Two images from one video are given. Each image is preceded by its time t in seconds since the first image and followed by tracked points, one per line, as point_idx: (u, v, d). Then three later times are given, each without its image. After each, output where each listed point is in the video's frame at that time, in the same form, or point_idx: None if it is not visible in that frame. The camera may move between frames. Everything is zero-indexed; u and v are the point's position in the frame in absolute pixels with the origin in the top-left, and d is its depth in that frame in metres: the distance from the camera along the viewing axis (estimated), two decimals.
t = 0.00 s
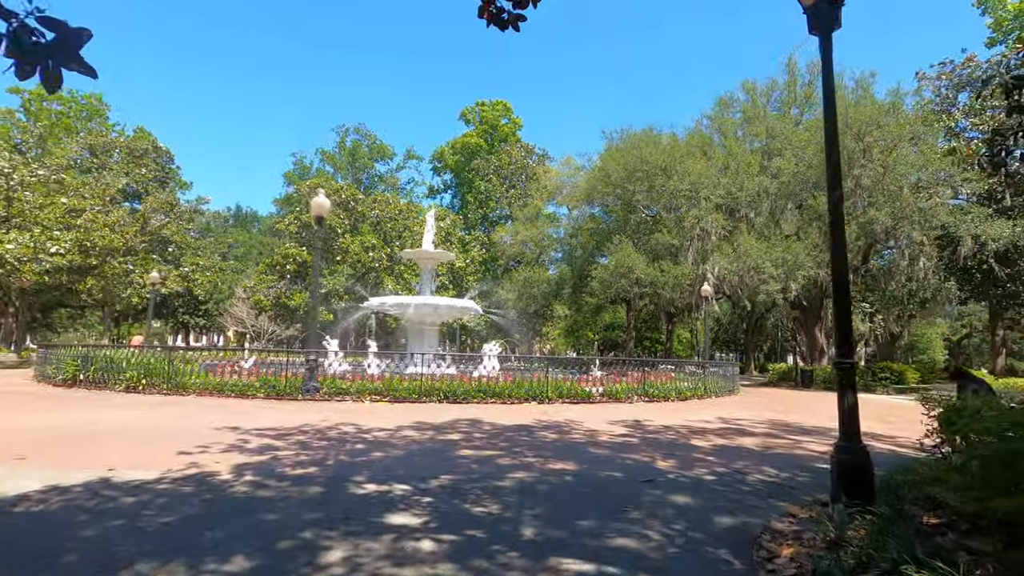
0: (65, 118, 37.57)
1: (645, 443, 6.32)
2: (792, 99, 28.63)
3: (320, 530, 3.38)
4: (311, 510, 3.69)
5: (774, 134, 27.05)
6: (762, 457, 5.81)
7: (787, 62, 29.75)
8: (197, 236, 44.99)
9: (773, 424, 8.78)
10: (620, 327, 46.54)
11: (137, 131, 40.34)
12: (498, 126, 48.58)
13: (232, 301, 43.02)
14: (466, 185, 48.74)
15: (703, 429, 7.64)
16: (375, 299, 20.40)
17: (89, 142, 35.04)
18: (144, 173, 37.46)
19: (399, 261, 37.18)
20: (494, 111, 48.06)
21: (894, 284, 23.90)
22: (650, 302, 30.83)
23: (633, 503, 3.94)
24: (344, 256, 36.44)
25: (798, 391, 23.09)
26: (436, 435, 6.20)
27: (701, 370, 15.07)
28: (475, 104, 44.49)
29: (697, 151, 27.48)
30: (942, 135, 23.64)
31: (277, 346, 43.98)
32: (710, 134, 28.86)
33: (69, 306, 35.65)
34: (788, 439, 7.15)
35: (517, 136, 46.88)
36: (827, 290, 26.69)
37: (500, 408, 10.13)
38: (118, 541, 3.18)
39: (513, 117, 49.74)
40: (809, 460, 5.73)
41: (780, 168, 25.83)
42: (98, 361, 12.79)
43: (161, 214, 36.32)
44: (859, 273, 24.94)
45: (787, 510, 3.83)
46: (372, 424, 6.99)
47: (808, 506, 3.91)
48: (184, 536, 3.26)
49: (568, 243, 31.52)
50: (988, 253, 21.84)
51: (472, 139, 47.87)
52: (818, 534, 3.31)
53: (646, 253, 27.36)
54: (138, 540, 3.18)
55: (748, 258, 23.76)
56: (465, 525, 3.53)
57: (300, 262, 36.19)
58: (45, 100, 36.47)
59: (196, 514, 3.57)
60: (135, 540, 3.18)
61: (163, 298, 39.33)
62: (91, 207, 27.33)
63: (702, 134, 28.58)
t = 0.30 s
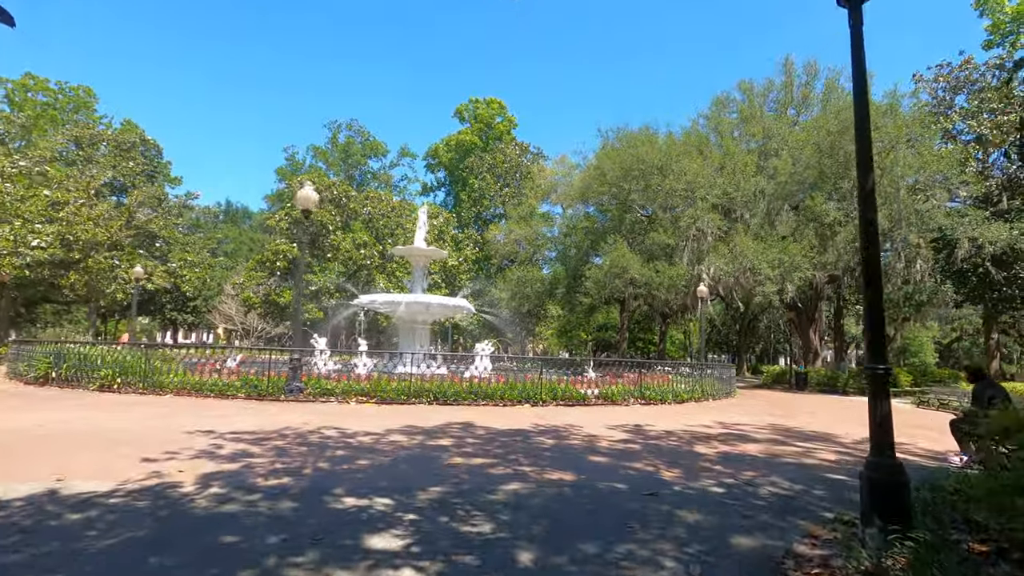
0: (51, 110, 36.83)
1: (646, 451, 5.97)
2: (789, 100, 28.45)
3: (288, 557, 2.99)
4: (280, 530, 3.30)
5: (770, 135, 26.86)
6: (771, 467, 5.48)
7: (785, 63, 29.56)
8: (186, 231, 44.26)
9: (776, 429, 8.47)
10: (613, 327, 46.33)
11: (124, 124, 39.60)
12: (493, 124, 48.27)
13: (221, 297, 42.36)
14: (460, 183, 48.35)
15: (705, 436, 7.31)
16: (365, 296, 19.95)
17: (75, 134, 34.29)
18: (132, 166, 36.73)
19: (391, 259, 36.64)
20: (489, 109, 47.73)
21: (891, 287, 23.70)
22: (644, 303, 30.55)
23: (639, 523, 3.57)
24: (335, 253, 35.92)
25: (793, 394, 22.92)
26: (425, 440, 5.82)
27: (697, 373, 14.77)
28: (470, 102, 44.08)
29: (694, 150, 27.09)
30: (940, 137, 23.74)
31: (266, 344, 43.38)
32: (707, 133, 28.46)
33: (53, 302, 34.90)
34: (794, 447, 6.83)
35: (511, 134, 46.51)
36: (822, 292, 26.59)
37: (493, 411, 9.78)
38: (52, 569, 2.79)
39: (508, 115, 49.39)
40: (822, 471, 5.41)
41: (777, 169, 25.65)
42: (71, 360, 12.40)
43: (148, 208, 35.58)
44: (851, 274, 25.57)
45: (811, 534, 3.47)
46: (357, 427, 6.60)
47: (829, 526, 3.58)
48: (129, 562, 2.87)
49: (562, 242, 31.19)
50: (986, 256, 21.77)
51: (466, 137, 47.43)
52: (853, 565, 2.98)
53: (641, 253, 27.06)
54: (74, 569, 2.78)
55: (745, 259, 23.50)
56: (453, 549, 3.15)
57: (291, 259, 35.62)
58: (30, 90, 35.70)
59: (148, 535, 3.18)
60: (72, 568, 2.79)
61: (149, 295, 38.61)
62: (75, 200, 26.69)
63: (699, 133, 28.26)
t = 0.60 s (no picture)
0: (43, 104, 36.33)
1: (651, 460, 5.63)
2: (790, 98, 28.18)
3: None
4: (247, 556, 2.95)
5: (771, 134, 26.61)
6: (786, 477, 5.14)
7: (786, 61, 29.28)
8: (180, 228, 43.79)
9: (784, 433, 8.14)
10: (611, 327, 46.07)
11: (118, 119, 39.10)
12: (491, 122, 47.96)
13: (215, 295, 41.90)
14: (457, 181, 48.02)
15: (711, 441, 6.97)
16: (359, 294, 19.57)
17: (67, 128, 33.77)
18: (124, 161, 36.22)
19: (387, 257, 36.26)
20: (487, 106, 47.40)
21: (894, 287, 23.36)
22: (643, 303, 30.26)
23: (649, 546, 3.23)
24: (331, 251, 35.56)
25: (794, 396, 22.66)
26: (416, 445, 5.47)
27: (698, 373, 14.43)
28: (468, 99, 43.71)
29: (695, 147, 26.72)
30: (944, 135, 23.36)
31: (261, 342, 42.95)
32: (707, 131, 28.17)
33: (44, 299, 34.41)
34: (805, 453, 6.50)
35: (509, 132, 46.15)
36: (822, 292, 26.35)
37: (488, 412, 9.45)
38: None
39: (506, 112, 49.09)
40: (841, 481, 5.08)
41: (778, 167, 25.38)
42: (48, 358, 12.11)
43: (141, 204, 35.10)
44: (851, 275, 25.43)
45: (841, 558, 3.14)
46: (344, 431, 6.24)
47: (860, 549, 3.25)
48: None
49: (560, 241, 30.88)
50: (990, 257, 21.48)
51: (464, 135, 47.06)
52: None
53: (640, 252, 26.73)
54: None
55: (745, 258, 23.18)
56: None
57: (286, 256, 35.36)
58: (21, 83, 35.17)
59: (97, 563, 2.83)
60: None
61: (142, 292, 38.09)
62: (64, 194, 26.22)
63: (700, 131, 27.93)
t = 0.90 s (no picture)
0: (28, 97, 35.65)
1: (652, 467, 5.29)
2: (786, 97, 28.00)
3: None
4: None
5: (767, 133, 26.40)
6: (798, 486, 4.82)
7: (781, 59, 29.09)
8: (168, 224, 43.11)
9: (787, 437, 7.83)
10: (604, 326, 45.83)
11: (105, 113, 38.42)
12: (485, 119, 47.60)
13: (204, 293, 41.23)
14: (451, 178, 47.61)
15: (714, 446, 6.65)
16: (349, 291, 19.13)
17: (52, 121, 33.07)
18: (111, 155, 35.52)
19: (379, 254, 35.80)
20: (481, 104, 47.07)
21: (890, 287, 23.19)
22: (637, 302, 29.99)
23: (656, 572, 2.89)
24: (322, 248, 35.12)
25: (788, 396, 22.48)
26: (401, 451, 5.11)
27: (695, 374, 14.14)
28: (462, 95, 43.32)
29: (691, 145, 26.44)
30: (941, 134, 23.19)
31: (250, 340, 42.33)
32: (702, 129, 27.94)
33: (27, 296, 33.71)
34: (813, 460, 6.17)
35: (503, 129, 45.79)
36: (817, 292, 26.18)
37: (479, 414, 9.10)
38: None
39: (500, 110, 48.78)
40: (856, 491, 4.76)
41: (774, 166, 25.19)
42: (16, 356, 11.73)
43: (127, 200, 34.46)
44: (846, 274, 25.27)
45: None
46: (325, 436, 5.87)
47: None
48: None
49: (554, 239, 30.57)
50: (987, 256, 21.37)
51: (458, 132, 46.62)
52: None
53: (635, 251, 26.43)
54: None
55: (741, 256, 22.90)
56: None
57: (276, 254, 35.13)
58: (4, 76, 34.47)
59: None
60: None
61: (129, 289, 37.38)
62: (46, 188, 25.63)
63: (695, 129, 27.69)
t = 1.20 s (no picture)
0: None
1: (639, 475, 5.00)
2: (764, 98, 28.19)
3: None
4: None
5: (745, 134, 26.55)
6: (793, 494, 4.57)
7: (759, 61, 29.32)
8: (134, 219, 41.60)
9: (772, 439, 7.63)
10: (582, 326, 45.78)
11: (66, 101, 36.79)
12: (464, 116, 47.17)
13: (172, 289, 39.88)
14: (429, 175, 47.02)
15: (701, 451, 6.38)
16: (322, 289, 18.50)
17: (8, 109, 31.44)
18: (73, 146, 33.99)
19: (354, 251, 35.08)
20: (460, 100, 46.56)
21: (865, 288, 23.44)
22: (615, 302, 29.89)
23: None
24: (295, 244, 34.27)
25: (766, 396, 22.61)
26: (369, 460, 4.72)
27: (676, 374, 13.97)
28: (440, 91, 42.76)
29: (671, 144, 26.33)
30: (915, 137, 23.55)
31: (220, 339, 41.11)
32: (682, 129, 27.94)
33: None
34: (803, 465, 5.96)
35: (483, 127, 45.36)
36: (793, 292, 26.40)
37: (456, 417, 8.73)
38: None
39: (479, 107, 48.39)
40: (854, 499, 4.53)
41: (752, 167, 25.28)
42: None
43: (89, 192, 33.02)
44: (822, 275, 25.51)
45: None
46: (286, 443, 5.44)
47: None
48: None
49: (533, 238, 30.32)
50: (958, 258, 21.78)
51: (437, 129, 46.09)
52: None
53: (614, 250, 26.29)
54: None
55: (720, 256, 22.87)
56: None
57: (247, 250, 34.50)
58: None
59: None
60: None
61: (91, 286, 35.87)
62: None
63: (675, 128, 27.67)
